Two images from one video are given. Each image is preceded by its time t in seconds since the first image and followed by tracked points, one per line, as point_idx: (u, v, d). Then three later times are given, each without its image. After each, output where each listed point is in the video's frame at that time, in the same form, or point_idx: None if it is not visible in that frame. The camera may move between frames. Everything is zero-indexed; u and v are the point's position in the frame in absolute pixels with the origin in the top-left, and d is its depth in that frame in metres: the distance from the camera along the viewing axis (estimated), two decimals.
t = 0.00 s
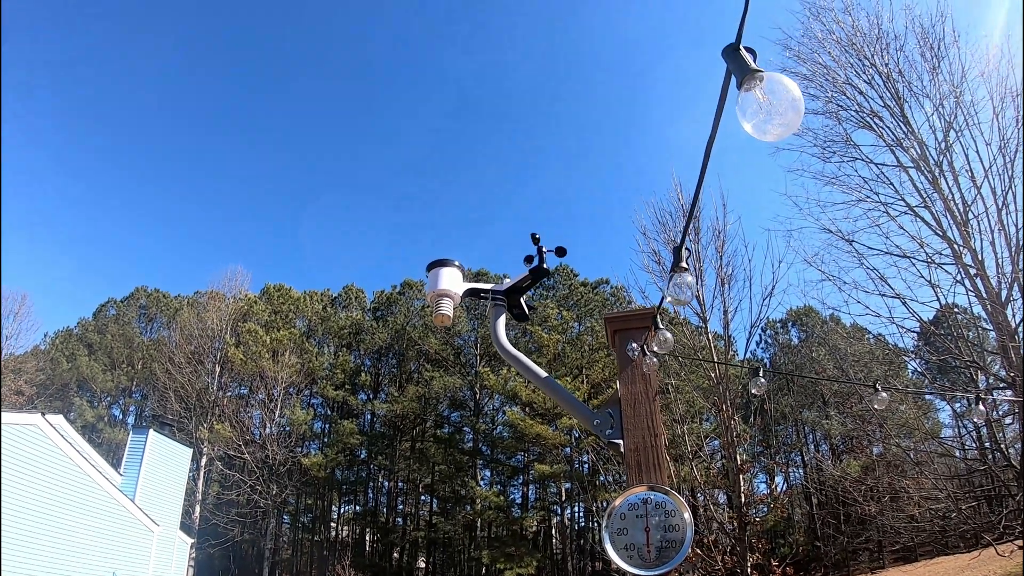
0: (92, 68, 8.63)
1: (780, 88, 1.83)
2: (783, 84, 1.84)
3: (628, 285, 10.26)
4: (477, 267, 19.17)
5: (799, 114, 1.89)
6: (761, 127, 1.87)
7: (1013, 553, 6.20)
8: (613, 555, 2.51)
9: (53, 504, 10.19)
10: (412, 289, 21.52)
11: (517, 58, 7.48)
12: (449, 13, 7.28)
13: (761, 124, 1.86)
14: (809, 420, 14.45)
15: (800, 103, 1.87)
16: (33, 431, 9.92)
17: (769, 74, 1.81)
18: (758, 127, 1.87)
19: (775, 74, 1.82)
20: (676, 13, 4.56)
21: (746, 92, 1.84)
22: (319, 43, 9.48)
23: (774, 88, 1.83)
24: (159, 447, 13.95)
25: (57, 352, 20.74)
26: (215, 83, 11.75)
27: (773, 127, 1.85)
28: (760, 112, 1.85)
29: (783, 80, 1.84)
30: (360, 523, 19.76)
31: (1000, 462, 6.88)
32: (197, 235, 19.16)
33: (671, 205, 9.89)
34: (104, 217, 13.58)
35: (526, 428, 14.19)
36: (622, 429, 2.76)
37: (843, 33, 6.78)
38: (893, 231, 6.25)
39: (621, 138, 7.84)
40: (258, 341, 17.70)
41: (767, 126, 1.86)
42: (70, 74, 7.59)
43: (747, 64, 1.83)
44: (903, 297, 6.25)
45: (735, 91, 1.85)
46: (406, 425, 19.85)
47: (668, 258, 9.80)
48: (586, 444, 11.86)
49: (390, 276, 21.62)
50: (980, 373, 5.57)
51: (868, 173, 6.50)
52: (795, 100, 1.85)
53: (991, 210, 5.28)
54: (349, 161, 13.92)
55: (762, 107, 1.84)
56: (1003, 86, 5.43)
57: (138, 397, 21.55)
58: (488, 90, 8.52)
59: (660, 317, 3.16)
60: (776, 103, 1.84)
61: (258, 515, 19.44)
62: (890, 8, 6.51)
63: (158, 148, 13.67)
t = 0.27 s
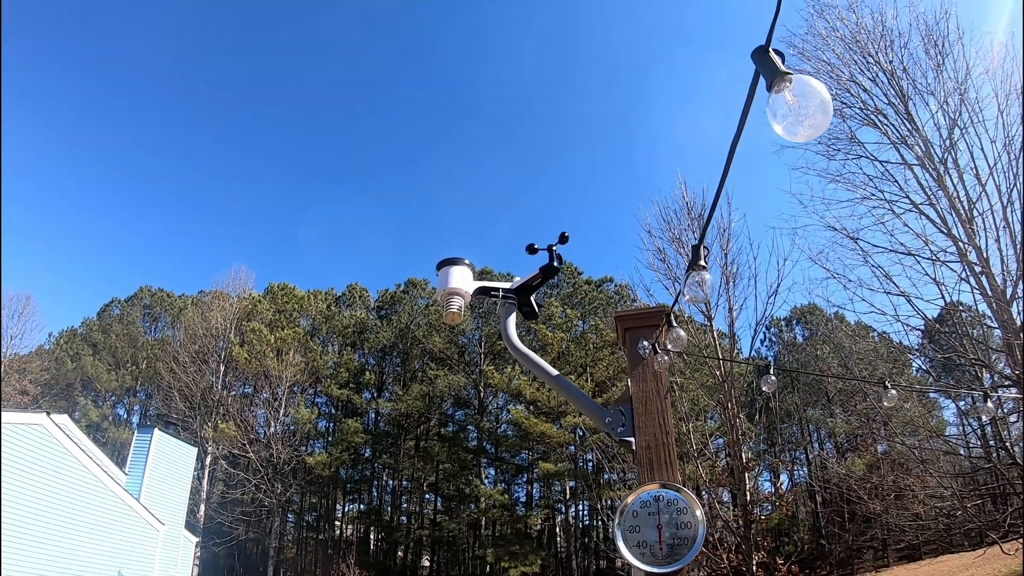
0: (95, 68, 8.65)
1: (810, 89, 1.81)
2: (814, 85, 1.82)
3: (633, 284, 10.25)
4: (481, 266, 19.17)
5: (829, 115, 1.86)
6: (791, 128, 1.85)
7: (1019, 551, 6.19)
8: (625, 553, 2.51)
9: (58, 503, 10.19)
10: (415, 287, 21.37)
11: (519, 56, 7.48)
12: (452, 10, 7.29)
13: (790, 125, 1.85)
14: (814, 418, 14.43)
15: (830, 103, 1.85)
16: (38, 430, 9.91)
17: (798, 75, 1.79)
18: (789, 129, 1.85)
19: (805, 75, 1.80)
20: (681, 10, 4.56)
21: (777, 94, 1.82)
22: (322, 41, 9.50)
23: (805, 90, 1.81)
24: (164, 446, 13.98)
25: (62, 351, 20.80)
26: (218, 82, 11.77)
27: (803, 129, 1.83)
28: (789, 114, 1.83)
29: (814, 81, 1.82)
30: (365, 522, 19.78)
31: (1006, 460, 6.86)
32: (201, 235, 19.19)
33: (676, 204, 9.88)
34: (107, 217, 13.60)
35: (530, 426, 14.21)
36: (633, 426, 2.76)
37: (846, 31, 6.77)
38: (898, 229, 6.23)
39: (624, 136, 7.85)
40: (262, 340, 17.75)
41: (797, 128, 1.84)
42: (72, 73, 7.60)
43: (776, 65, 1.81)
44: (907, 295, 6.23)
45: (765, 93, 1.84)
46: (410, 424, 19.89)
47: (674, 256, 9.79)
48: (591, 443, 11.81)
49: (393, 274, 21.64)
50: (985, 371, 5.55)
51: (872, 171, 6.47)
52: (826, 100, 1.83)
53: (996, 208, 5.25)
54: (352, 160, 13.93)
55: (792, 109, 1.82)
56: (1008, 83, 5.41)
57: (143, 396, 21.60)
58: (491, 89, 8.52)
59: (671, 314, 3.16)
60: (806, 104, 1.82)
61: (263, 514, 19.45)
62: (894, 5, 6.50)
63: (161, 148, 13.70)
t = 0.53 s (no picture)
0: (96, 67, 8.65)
1: (830, 88, 1.77)
2: (834, 84, 1.78)
3: (637, 281, 10.23)
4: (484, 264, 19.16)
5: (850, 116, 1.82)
6: (810, 128, 1.81)
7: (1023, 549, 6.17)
8: (634, 550, 2.52)
9: (61, 501, 10.18)
10: (418, 285, 21.27)
11: (524, 56, 7.47)
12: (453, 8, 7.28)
13: (810, 127, 1.81)
14: (817, 415, 14.42)
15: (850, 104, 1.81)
16: (42, 429, 9.93)
17: (817, 75, 1.76)
18: (807, 129, 1.81)
19: (825, 74, 1.76)
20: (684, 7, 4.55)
21: (794, 94, 1.79)
22: (323, 39, 9.49)
23: (824, 91, 1.77)
24: (168, 445, 14.00)
25: (65, 350, 20.85)
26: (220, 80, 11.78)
27: (822, 129, 1.79)
28: (808, 114, 1.80)
29: (833, 80, 1.78)
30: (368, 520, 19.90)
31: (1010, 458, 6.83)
32: (204, 233, 19.21)
33: (679, 201, 9.87)
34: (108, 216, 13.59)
35: (534, 424, 14.22)
36: (642, 424, 2.75)
37: (850, 27, 6.74)
38: (902, 226, 6.22)
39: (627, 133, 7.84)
40: (265, 339, 17.77)
41: (817, 128, 1.80)
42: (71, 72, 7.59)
43: (794, 64, 1.79)
44: (911, 293, 6.21)
45: (784, 92, 1.81)
46: (413, 421, 19.90)
47: (678, 254, 9.76)
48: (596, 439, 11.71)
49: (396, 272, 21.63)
50: (989, 369, 5.56)
51: (876, 168, 6.44)
52: (847, 101, 1.79)
53: (999, 205, 5.22)
54: (354, 158, 13.92)
55: (811, 108, 1.79)
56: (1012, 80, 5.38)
57: (146, 395, 21.62)
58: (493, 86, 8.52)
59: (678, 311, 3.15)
60: (825, 103, 1.79)
61: (266, 512, 19.47)
62: (898, 2, 6.47)
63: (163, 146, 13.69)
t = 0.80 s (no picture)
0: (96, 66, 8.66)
1: (850, 76, 1.76)
2: (854, 72, 1.77)
3: (640, 279, 10.21)
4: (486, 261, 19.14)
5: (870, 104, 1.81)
6: (831, 117, 1.79)
7: None
8: (641, 546, 2.52)
9: (64, 499, 10.19)
10: (422, 283, 21.24)
11: (526, 55, 7.45)
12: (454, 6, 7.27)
13: (828, 115, 1.79)
14: (820, 413, 14.40)
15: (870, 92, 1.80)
16: (46, 428, 9.93)
17: (837, 62, 1.75)
18: (828, 117, 1.80)
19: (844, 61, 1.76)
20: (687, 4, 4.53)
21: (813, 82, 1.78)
22: (323, 37, 9.48)
23: (844, 78, 1.76)
24: (171, 443, 14.03)
25: (68, 349, 20.90)
26: (221, 79, 11.79)
27: (844, 117, 1.77)
28: (828, 102, 1.78)
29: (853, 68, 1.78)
30: (371, 518, 19.47)
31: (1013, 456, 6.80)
32: (206, 232, 19.21)
33: (683, 198, 9.86)
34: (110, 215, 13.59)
35: (537, 422, 14.24)
36: (649, 419, 2.74)
37: (853, 24, 6.71)
38: (906, 223, 6.20)
39: (628, 131, 7.82)
40: (268, 337, 17.86)
41: (837, 116, 1.78)
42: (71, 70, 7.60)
43: (813, 53, 1.78)
44: (915, 290, 6.19)
45: (802, 81, 1.81)
46: (416, 419, 19.91)
47: (681, 251, 9.75)
48: (599, 437, 11.67)
49: (399, 271, 21.62)
50: (992, 367, 5.53)
51: (879, 165, 6.43)
52: (868, 91, 1.77)
53: (1003, 203, 5.19)
54: (356, 157, 13.91)
55: (831, 96, 1.78)
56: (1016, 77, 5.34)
57: (149, 393, 21.65)
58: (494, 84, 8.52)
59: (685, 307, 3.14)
60: (845, 91, 1.77)
61: (269, 510, 19.49)
62: None
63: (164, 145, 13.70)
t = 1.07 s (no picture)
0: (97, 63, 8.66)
1: (858, 61, 1.75)
2: (862, 57, 1.76)
3: (642, 276, 10.20)
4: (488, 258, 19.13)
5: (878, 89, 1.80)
6: (838, 102, 1.79)
7: None
8: (644, 542, 2.51)
9: (65, 494, 10.20)
10: (423, 280, 21.44)
11: (528, 54, 7.45)
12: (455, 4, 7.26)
13: (839, 100, 1.78)
14: (822, 411, 14.39)
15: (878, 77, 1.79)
16: (47, 424, 9.95)
17: (845, 47, 1.74)
18: (835, 102, 1.79)
19: (852, 46, 1.75)
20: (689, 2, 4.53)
21: (822, 68, 1.77)
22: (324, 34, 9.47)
23: (853, 63, 1.75)
24: (172, 440, 14.05)
25: (70, 346, 20.93)
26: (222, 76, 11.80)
27: (852, 102, 1.76)
28: (836, 88, 1.77)
29: (861, 53, 1.77)
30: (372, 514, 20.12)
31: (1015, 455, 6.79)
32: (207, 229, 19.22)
33: (685, 196, 9.86)
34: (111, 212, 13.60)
35: (538, 419, 14.29)
36: (652, 415, 2.74)
37: (856, 22, 6.68)
38: (908, 221, 6.18)
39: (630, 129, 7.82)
40: (270, 334, 17.87)
41: (845, 102, 1.77)
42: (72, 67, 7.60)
43: (820, 38, 1.78)
44: (917, 288, 6.17)
45: (810, 67, 1.80)
46: (416, 415, 19.55)
47: (683, 248, 9.73)
48: (601, 435, 11.64)
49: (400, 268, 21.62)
50: (994, 365, 5.37)
51: (882, 163, 6.41)
52: (876, 75, 1.77)
53: (1006, 201, 5.16)
54: (357, 154, 13.91)
55: (839, 81, 1.77)
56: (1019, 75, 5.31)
57: (151, 390, 21.67)
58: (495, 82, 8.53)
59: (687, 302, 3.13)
60: (853, 77, 1.76)
61: (271, 506, 19.52)
62: None
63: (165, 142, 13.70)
